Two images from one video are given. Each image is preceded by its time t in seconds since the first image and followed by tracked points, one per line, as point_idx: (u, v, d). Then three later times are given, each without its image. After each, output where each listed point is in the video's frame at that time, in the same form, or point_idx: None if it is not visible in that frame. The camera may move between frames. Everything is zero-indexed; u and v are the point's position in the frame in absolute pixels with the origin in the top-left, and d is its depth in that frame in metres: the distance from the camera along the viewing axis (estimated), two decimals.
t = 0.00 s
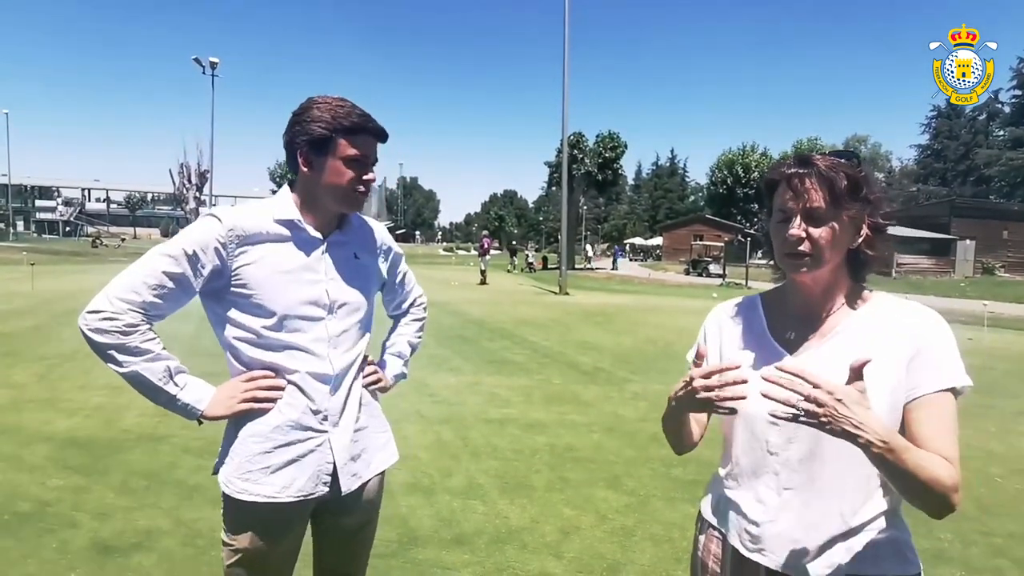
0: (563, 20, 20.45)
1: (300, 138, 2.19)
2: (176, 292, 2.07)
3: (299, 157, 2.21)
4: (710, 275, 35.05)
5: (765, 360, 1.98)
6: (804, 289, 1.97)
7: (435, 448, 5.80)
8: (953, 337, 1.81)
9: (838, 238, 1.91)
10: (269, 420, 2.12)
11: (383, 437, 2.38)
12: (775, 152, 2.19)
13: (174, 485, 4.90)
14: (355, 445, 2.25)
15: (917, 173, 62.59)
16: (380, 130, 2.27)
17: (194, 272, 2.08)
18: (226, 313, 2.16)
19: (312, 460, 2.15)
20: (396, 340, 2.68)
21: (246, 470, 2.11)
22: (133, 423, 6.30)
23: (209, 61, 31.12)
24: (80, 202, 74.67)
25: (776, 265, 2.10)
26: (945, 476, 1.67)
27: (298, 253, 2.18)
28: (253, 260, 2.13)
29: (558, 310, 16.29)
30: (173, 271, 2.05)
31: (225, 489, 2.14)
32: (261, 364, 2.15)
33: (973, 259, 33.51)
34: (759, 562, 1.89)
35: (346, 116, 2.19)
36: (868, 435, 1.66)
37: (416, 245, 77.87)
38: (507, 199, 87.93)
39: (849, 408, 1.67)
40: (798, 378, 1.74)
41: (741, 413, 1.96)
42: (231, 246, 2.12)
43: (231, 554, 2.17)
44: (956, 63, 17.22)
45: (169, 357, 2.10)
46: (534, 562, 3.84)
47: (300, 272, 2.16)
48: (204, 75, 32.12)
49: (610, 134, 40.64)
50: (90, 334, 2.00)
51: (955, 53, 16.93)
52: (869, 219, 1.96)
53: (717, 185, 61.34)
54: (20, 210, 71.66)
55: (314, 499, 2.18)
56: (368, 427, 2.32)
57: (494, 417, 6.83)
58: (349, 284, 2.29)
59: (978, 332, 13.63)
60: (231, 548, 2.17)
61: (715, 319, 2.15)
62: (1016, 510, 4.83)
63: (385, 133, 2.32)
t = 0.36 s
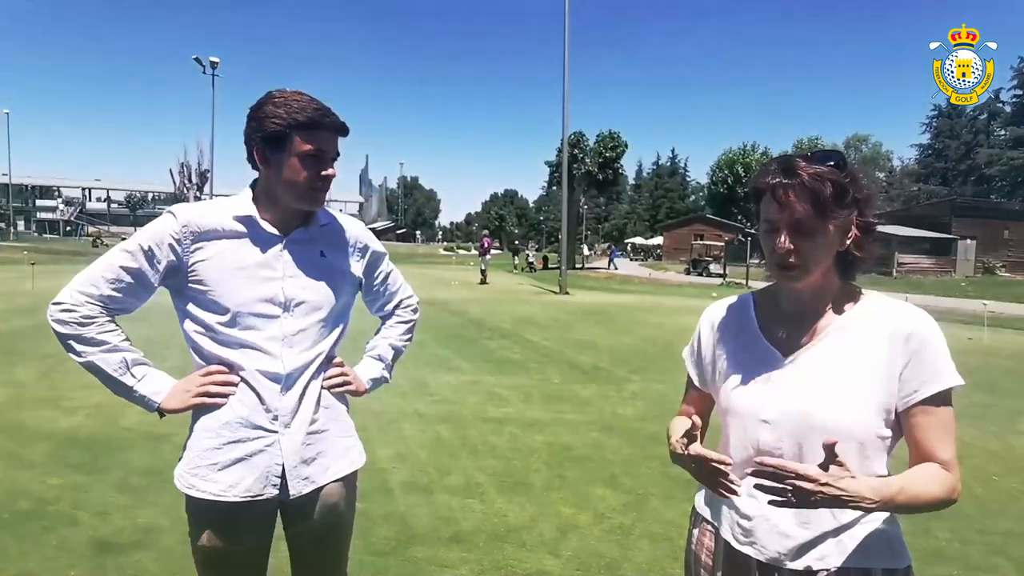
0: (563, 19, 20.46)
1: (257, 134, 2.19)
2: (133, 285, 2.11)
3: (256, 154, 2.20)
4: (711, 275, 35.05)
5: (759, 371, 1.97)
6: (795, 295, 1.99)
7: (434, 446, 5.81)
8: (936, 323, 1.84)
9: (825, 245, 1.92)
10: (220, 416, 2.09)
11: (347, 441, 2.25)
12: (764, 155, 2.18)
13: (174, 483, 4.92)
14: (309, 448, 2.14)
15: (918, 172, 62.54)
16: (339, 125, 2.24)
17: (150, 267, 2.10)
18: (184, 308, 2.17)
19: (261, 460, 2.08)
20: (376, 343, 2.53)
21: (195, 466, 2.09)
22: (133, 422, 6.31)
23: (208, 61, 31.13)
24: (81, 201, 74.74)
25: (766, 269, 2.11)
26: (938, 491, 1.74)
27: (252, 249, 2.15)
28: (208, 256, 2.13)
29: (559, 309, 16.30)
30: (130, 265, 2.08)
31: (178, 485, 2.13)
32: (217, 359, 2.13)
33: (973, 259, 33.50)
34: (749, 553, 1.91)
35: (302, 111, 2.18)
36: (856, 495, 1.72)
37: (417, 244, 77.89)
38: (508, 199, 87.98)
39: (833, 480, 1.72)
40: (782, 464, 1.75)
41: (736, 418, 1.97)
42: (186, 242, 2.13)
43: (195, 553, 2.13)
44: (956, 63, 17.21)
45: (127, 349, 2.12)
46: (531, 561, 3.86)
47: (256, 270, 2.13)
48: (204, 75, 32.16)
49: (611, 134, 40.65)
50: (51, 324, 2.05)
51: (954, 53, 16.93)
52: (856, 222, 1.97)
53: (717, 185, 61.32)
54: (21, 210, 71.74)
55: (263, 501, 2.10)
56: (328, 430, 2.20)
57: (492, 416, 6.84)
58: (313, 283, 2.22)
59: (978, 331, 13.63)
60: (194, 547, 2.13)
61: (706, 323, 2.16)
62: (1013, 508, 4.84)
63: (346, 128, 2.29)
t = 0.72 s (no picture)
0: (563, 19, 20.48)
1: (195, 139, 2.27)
2: (96, 281, 2.13)
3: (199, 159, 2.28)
4: (711, 274, 35.05)
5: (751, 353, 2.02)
6: (789, 286, 2.00)
7: (433, 445, 5.84)
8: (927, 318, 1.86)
9: (821, 235, 1.94)
10: (169, 414, 2.11)
11: (303, 446, 2.19)
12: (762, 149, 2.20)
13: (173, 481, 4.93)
14: (257, 450, 2.11)
15: (919, 172, 62.53)
16: (257, 105, 2.20)
17: (111, 263, 2.13)
18: (145, 303, 2.18)
19: (206, 460, 2.08)
20: (347, 346, 2.45)
21: (142, 461, 2.12)
22: (133, 420, 6.33)
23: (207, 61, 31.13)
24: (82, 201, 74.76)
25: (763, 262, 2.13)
26: (918, 459, 1.70)
27: (206, 245, 2.14)
28: (165, 253, 2.13)
29: (559, 308, 16.33)
30: (91, 261, 2.11)
31: (128, 478, 2.16)
32: (175, 355, 2.15)
33: (974, 258, 33.53)
34: (744, 546, 1.93)
35: (220, 101, 2.19)
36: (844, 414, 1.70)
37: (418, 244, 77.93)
38: (508, 198, 87.98)
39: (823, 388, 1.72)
40: (777, 360, 1.80)
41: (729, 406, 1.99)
42: (144, 239, 2.14)
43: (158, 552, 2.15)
44: (956, 63, 17.21)
45: (88, 342, 2.16)
46: (529, 558, 3.87)
47: (210, 266, 2.13)
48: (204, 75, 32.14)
49: (611, 134, 40.66)
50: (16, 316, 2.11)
51: (955, 53, 16.92)
52: (852, 214, 1.98)
53: (718, 185, 61.32)
54: (21, 210, 71.78)
55: (207, 501, 2.09)
56: (282, 433, 2.15)
57: (491, 415, 6.86)
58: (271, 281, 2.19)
59: (977, 330, 13.66)
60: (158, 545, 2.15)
61: (701, 316, 2.18)
62: (1011, 506, 4.85)
63: (270, 107, 2.24)
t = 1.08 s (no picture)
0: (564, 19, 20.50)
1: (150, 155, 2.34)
2: (79, 279, 2.24)
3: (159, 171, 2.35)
4: (712, 274, 35.00)
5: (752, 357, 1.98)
6: (782, 287, 2.01)
7: (432, 443, 5.85)
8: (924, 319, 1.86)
9: (811, 236, 1.94)
10: (133, 408, 2.15)
11: (268, 448, 2.15)
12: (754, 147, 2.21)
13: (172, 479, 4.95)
14: (215, 451, 2.10)
15: (919, 171, 62.49)
16: (163, 102, 2.16)
17: (92, 262, 2.22)
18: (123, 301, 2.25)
19: (162, 458, 2.10)
20: (327, 347, 2.32)
21: (109, 455, 2.18)
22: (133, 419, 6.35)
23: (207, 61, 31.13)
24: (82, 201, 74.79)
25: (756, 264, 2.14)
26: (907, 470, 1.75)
27: (169, 245, 2.17)
28: (135, 252, 2.18)
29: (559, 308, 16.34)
30: (76, 260, 2.22)
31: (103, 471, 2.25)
32: (144, 353, 2.19)
33: (974, 258, 33.50)
34: (740, 540, 1.93)
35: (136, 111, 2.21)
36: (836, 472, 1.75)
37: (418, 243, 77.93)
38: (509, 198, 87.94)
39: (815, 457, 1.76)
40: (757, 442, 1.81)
41: (724, 406, 2.00)
42: (118, 238, 2.20)
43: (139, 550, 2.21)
44: (956, 63, 17.20)
45: (70, 337, 2.24)
46: (528, 556, 3.88)
47: (175, 266, 2.15)
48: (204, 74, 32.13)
49: (612, 133, 40.66)
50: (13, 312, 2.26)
51: (954, 53, 16.91)
52: (842, 213, 1.99)
53: (719, 184, 61.29)
54: (22, 209, 71.81)
55: (162, 500, 2.11)
56: (243, 434, 2.12)
57: (490, 414, 6.86)
58: (234, 278, 2.15)
59: (978, 329, 13.66)
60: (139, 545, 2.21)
61: (698, 315, 2.18)
62: (1010, 505, 4.85)
63: (181, 97, 2.18)
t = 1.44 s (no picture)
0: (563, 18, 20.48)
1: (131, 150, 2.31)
2: (73, 278, 2.26)
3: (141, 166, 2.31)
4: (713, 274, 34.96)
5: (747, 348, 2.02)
6: (782, 281, 2.01)
7: (432, 443, 5.85)
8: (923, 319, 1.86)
9: (815, 229, 1.95)
10: (120, 407, 2.16)
11: (252, 448, 2.14)
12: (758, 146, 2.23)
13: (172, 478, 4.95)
14: (198, 450, 2.10)
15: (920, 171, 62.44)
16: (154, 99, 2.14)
17: (84, 261, 2.24)
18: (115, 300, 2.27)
19: (147, 455, 2.11)
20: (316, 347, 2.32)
21: (97, 453, 2.19)
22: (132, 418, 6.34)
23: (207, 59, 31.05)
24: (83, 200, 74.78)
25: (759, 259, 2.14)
26: (903, 450, 1.71)
27: (155, 244, 2.18)
28: (123, 252, 2.19)
29: (559, 307, 16.33)
30: (68, 259, 2.24)
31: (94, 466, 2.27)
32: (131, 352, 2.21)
33: (975, 258, 33.48)
34: (738, 539, 1.94)
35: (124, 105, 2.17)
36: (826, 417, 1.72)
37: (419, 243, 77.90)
38: (509, 198, 87.87)
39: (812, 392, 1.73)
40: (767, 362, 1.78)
41: (721, 403, 2.01)
42: (106, 238, 2.21)
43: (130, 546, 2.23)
44: (956, 63, 17.19)
45: (66, 334, 2.27)
46: (528, 555, 3.88)
47: (162, 263, 2.16)
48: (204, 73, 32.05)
49: (613, 133, 40.63)
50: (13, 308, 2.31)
51: (954, 53, 16.88)
52: (847, 210, 1.99)
53: (719, 184, 61.24)
54: (23, 209, 71.79)
55: (147, 498, 2.12)
56: (228, 434, 2.12)
57: (490, 413, 6.87)
58: (218, 277, 2.15)
59: (978, 329, 13.67)
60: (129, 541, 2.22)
61: (697, 311, 2.19)
62: (1010, 505, 4.85)
63: (171, 96, 2.17)
